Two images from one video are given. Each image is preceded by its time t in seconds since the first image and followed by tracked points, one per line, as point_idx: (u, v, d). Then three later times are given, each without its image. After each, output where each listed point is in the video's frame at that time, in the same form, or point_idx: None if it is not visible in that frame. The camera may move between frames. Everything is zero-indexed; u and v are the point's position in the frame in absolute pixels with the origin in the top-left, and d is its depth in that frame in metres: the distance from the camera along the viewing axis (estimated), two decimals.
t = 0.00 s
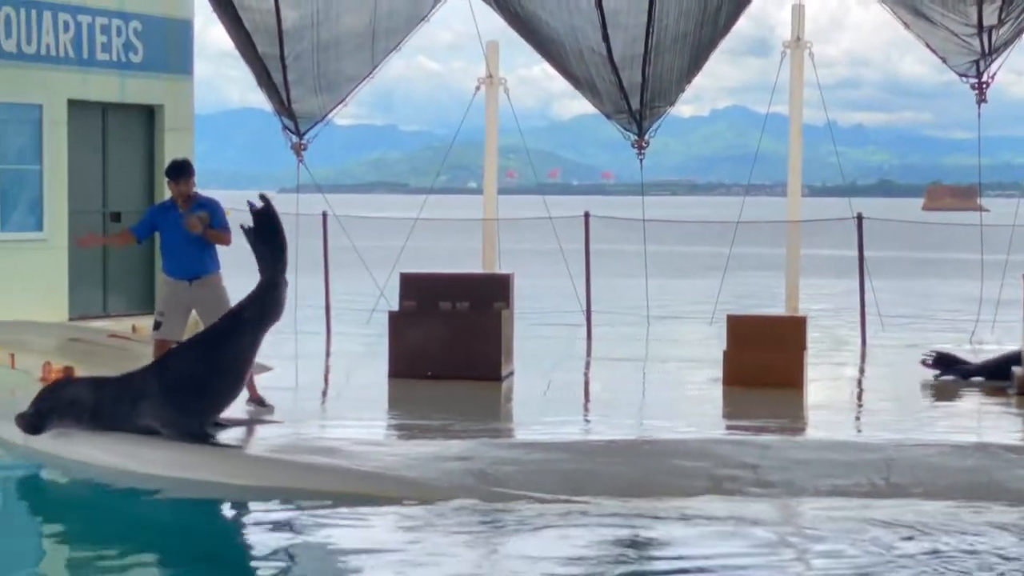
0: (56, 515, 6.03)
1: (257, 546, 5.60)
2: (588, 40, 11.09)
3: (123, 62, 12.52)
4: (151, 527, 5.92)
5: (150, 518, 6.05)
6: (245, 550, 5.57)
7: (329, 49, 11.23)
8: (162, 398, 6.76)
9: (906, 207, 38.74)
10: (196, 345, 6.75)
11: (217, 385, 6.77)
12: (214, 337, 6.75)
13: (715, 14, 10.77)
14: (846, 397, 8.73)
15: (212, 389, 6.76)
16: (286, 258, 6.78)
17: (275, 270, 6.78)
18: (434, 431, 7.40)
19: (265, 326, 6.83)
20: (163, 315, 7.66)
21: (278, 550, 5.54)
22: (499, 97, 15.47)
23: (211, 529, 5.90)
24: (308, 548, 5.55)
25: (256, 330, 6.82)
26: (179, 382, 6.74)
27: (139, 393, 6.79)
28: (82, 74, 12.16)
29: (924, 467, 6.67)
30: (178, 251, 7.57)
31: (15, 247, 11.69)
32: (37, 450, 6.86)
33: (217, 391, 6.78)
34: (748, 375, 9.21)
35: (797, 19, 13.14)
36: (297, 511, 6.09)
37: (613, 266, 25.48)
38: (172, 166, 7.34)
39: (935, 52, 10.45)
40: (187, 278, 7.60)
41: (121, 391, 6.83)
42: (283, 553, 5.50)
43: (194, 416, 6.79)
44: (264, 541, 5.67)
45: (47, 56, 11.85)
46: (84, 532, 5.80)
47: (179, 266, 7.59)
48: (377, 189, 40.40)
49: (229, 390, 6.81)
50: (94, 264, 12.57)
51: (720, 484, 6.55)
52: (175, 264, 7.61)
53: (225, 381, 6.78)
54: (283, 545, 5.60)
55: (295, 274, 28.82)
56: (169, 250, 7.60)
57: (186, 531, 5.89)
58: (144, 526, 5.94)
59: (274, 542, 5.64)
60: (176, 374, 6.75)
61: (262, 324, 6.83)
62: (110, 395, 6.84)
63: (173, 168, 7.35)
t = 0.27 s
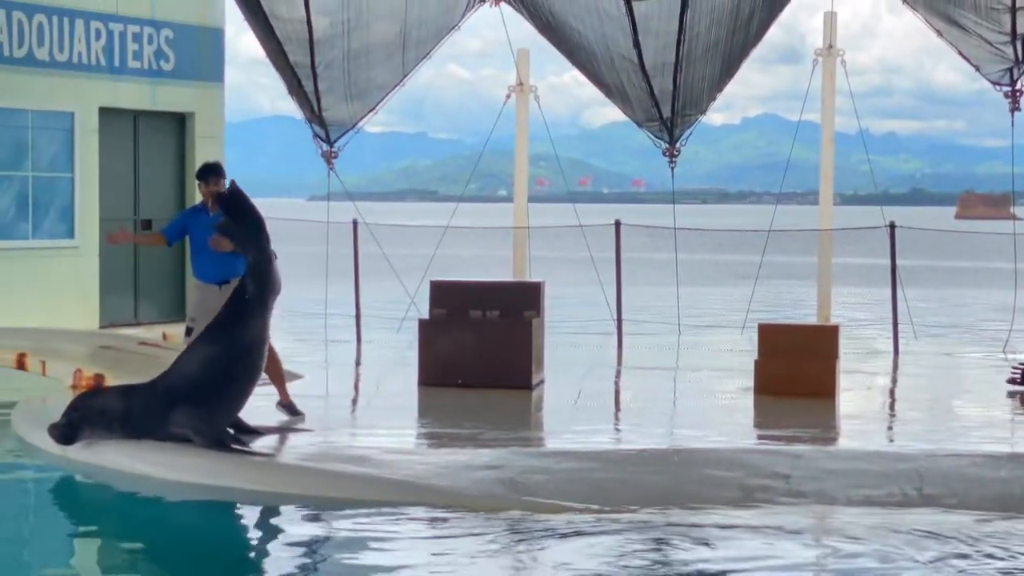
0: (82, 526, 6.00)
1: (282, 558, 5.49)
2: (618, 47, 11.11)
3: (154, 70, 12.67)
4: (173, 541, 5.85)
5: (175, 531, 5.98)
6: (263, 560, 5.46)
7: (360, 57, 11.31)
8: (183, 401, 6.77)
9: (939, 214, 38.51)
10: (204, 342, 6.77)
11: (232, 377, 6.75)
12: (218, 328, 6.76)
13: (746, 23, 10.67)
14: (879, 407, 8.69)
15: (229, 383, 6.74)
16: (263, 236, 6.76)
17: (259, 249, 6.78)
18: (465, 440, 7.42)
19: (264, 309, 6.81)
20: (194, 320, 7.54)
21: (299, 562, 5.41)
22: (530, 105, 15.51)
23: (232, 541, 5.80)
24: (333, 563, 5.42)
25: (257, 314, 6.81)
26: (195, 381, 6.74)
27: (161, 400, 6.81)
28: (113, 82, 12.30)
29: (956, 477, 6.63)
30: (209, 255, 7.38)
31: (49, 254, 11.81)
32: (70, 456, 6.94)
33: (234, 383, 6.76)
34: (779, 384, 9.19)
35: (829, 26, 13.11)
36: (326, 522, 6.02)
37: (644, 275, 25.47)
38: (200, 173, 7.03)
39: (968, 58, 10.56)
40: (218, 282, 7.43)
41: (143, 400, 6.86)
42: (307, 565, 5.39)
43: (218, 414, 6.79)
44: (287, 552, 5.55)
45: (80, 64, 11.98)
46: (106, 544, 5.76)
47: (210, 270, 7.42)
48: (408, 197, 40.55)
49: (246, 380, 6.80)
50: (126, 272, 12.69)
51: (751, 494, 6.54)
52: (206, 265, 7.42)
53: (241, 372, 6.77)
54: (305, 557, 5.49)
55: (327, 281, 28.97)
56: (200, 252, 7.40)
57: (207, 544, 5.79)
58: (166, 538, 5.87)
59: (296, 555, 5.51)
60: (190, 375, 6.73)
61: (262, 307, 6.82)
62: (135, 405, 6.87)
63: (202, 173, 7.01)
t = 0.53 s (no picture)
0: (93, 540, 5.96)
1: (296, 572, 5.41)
2: (639, 59, 11.12)
3: (175, 82, 12.76)
4: (185, 555, 5.80)
5: (185, 546, 5.93)
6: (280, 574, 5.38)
7: (379, 68, 11.38)
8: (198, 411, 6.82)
9: (959, 227, 38.34)
10: (211, 349, 6.84)
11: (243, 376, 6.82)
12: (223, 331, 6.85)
13: (766, 35, 10.66)
14: (898, 420, 8.66)
15: (242, 384, 6.81)
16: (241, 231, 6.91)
17: (245, 248, 6.94)
18: (483, 452, 7.43)
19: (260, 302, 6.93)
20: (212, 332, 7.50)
21: None
22: (548, 116, 15.53)
23: (245, 556, 5.74)
24: None
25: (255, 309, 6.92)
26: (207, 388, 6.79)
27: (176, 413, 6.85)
28: (133, 93, 12.38)
29: (977, 491, 6.59)
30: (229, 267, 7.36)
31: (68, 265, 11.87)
32: (89, 468, 6.97)
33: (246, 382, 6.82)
34: (798, 397, 9.16)
35: (849, 38, 13.09)
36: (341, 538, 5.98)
37: (662, 287, 25.46)
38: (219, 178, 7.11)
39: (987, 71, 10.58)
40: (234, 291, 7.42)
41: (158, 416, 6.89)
42: None
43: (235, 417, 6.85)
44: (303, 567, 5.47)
45: (100, 76, 12.07)
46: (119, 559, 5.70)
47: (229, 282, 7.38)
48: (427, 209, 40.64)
49: (258, 377, 6.87)
50: (145, 283, 12.75)
51: (770, 507, 6.52)
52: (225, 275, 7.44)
53: (252, 370, 6.85)
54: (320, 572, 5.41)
55: (345, 294, 29.07)
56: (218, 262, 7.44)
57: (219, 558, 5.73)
58: (178, 553, 5.82)
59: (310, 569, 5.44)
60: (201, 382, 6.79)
61: (259, 301, 6.94)
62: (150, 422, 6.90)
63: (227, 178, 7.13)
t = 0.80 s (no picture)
0: (102, 549, 5.94)
1: None
2: (651, 68, 11.12)
3: (187, 91, 12.81)
4: (193, 564, 5.79)
5: (194, 555, 5.92)
6: None
7: (391, 79, 11.40)
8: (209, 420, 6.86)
9: (972, 237, 38.25)
10: (216, 360, 6.88)
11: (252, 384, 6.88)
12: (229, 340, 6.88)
13: (779, 44, 10.66)
14: (910, 431, 8.64)
15: (248, 393, 6.85)
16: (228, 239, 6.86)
17: (232, 258, 6.90)
18: (494, 462, 7.43)
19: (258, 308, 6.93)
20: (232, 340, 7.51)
21: None
22: (560, 126, 15.56)
23: (253, 565, 5.73)
24: None
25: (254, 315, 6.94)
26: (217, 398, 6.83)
27: (187, 423, 6.89)
28: (145, 102, 12.44)
29: (989, 503, 6.56)
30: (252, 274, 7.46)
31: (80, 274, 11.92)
32: (101, 478, 7.00)
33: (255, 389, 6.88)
34: (810, 407, 9.16)
35: (862, 48, 13.09)
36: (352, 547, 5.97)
37: (674, 298, 25.45)
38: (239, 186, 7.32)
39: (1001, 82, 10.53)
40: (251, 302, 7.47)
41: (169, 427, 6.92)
42: None
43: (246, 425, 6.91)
44: None
45: (112, 85, 12.14)
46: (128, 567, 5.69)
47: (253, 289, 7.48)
48: (439, 219, 40.69)
49: (266, 384, 6.93)
50: (156, 292, 12.79)
51: (782, 518, 6.51)
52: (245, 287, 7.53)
53: (260, 377, 6.91)
54: None
55: (358, 303, 29.13)
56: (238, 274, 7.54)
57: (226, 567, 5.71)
58: (186, 561, 5.81)
59: None
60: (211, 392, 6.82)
61: (257, 307, 6.95)
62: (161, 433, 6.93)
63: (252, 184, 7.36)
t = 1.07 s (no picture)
0: (102, 556, 5.92)
1: None
2: (655, 76, 11.14)
3: (191, 98, 12.84)
4: (195, 570, 5.77)
5: (194, 562, 5.89)
6: None
7: (394, 86, 11.43)
8: (212, 427, 6.92)
9: (976, 246, 38.24)
10: (218, 367, 6.97)
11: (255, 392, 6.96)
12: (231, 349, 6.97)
13: (783, 51, 10.67)
14: (914, 439, 8.64)
15: (251, 398, 6.92)
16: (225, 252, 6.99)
17: (231, 268, 7.01)
18: (498, 470, 7.43)
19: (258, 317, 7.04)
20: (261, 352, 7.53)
21: None
22: (564, 134, 15.58)
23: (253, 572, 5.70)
24: None
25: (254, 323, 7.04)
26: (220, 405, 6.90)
27: (190, 430, 6.94)
28: (149, 110, 12.46)
29: (992, 511, 6.55)
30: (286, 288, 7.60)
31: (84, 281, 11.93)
32: (105, 485, 7.00)
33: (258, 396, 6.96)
34: (814, 416, 9.15)
35: (866, 56, 13.10)
36: (355, 555, 5.96)
37: (677, 306, 25.44)
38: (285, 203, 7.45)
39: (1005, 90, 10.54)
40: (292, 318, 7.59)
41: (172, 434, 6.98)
42: None
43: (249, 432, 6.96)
44: None
45: (116, 92, 12.17)
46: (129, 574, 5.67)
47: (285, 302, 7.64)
48: (442, 226, 40.70)
49: (269, 391, 7.02)
50: (160, 299, 12.80)
51: (785, 526, 6.50)
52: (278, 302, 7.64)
53: (263, 385, 7.00)
54: None
55: (361, 311, 29.13)
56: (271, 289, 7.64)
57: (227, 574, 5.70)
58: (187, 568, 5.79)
59: None
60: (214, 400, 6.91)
61: (256, 316, 7.05)
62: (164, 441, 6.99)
63: (293, 204, 7.46)
